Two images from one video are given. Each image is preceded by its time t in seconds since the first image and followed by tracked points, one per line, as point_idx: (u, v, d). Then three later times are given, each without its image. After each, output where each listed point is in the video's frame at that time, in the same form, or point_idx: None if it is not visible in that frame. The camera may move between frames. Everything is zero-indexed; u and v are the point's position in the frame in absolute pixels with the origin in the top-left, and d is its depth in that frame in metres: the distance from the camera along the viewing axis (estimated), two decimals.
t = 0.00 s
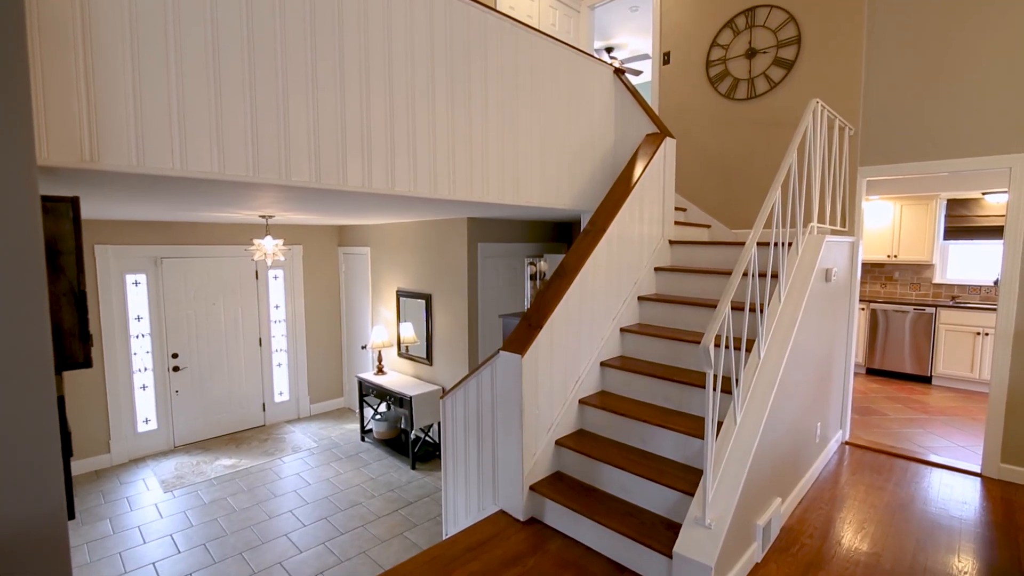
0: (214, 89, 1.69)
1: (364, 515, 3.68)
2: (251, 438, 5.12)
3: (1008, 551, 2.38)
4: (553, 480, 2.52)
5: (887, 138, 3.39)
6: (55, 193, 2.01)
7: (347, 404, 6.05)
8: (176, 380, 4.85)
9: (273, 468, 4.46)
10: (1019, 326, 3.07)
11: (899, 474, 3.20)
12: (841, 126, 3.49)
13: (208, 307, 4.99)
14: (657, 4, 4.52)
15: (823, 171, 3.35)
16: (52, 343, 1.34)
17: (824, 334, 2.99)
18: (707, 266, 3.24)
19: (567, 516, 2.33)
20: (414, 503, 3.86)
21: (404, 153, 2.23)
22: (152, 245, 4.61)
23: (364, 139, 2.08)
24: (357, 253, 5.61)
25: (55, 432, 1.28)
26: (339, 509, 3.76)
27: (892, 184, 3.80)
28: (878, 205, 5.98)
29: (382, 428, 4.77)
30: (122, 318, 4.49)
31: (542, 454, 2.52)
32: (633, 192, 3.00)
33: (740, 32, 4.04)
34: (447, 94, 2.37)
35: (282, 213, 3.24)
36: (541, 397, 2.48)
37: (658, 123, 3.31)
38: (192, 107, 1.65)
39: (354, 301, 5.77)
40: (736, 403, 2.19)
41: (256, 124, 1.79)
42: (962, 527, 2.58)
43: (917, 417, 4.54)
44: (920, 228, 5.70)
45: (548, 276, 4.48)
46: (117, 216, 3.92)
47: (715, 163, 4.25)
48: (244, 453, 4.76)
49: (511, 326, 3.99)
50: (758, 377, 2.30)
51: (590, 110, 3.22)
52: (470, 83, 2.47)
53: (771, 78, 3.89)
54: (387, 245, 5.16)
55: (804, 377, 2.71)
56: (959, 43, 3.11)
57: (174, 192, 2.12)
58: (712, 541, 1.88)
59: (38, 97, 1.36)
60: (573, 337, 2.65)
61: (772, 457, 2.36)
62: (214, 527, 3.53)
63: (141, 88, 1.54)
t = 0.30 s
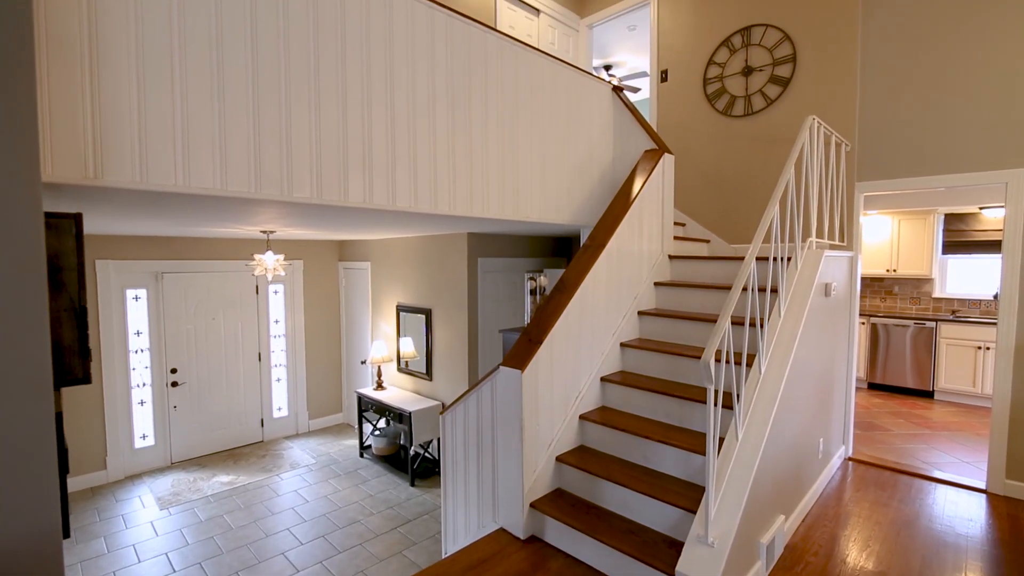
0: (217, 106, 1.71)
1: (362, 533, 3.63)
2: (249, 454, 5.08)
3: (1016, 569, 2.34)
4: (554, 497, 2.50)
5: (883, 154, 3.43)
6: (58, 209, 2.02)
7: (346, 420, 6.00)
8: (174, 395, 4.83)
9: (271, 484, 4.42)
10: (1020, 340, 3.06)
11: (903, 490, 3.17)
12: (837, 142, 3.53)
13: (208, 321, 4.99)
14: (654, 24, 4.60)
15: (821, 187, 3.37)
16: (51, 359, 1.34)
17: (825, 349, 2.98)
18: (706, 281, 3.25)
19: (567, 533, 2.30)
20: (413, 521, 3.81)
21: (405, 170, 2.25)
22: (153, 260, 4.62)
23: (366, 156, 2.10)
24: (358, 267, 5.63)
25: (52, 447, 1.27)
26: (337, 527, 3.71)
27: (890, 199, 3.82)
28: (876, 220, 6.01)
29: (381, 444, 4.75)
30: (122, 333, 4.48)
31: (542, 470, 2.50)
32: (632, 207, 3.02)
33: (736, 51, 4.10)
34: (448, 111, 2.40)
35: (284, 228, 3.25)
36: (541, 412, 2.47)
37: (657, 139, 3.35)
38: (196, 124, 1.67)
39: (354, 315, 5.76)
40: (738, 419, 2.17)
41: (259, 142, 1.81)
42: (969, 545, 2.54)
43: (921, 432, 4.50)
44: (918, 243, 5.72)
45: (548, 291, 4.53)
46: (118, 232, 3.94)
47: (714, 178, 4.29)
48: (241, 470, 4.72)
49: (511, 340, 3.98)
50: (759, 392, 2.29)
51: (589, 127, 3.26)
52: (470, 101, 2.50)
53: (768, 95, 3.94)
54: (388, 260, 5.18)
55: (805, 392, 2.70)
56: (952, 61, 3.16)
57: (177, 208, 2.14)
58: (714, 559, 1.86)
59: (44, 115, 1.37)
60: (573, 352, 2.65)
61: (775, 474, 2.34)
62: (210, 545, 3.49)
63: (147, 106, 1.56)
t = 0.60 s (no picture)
0: (221, 124, 1.73)
1: (361, 551, 3.58)
2: (246, 471, 5.03)
3: None
4: (555, 514, 2.47)
5: (880, 169, 3.46)
6: (60, 225, 2.03)
7: (345, 435, 5.96)
8: (173, 411, 4.80)
9: (268, 501, 4.37)
10: (1021, 354, 3.06)
11: (908, 507, 3.13)
12: (834, 157, 3.56)
13: (208, 336, 4.98)
14: (652, 42, 4.67)
15: (819, 202, 3.40)
16: (51, 374, 1.34)
17: (826, 364, 2.97)
18: (706, 295, 3.25)
19: (568, 552, 2.27)
20: (412, 538, 3.76)
21: (406, 186, 2.27)
22: (154, 274, 4.63)
23: (367, 172, 2.12)
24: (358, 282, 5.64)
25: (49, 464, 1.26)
26: (334, 545, 3.66)
27: (887, 214, 3.85)
28: (874, 234, 6.03)
29: (381, 460, 4.71)
30: (121, 348, 4.47)
31: (543, 487, 2.48)
32: (632, 222, 3.04)
33: (733, 68, 4.16)
34: (449, 128, 2.43)
35: (284, 243, 3.26)
36: (541, 428, 2.45)
37: (655, 155, 3.38)
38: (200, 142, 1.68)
39: (354, 330, 5.75)
40: (739, 434, 2.16)
41: (262, 159, 1.83)
42: (976, 563, 2.51)
43: (924, 447, 4.47)
44: (917, 257, 5.74)
45: (547, 306, 4.77)
46: (119, 247, 3.95)
47: (712, 193, 4.31)
48: (238, 486, 4.66)
49: (512, 355, 3.97)
50: (760, 408, 2.28)
51: (588, 143, 3.29)
52: (471, 118, 2.53)
53: (764, 112, 3.99)
54: (388, 275, 5.18)
55: (807, 407, 2.68)
56: (946, 78, 3.20)
57: (179, 223, 2.16)
58: None
59: (49, 132, 1.39)
60: (573, 367, 2.64)
61: (778, 491, 2.32)
62: (206, 564, 3.44)
63: (151, 124, 1.58)
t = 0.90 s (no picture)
0: (224, 141, 1.75)
1: (359, 570, 3.53)
2: (243, 487, 4.98)
3: None
4: (556, 531, 2.44)
5: (877, 184, 3.48)
6: (62, 241, 2.04)
7: (343, 451, 5.91)
8: (170, 426, 4.76)
9: (265, 518, 4.32)
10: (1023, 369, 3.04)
11: (913, 524, 3.10)
12: (832, 172, 3.58)
13: (207, 351, 4.97)
14: (650, 59, 4.74)
15: (817, 216, 3.41)
16: (49, 390, 1.33)
17: (827, 378, 2.96)
18: (706, 309, 3.25)
19: (570, 570, 2.24)
20: (410, 556, 3.70)
21: (406, 201, 2.28)
22: (154, 289, 4.63)
23: (368, 188, 2.14)
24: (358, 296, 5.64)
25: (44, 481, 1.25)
26: (332, 563, 3.60)
27: (886, 228, 3.86)
28: (873, 248, 6.06)
29: (380, 476, 4.62)
30: (119, 362, 4.45)
31: (543, 504, 2.45)
32: (632, 236, 3.05)
33: (730, 85, 4.21)
34: (449, 144, 2.46)
35: (285, 258, 3.27)
36: (541, 444, 2.43)
37: (654, 170, 3.40)
38: (202, 158, 1.70)
39: (353, 344, 5.73)
40: (741, 450, 2.15)
41: (264, 174, 1.84)
42: None
43: (928, 462, 4.43)
44: (916, 271, 5.76)
45: (548, 319, 4.70)
46: (120, 261, 3.95)
47: (711, 208, 4.34)
48: (235, 503, 4.61)
49: (512, 370, 3.96)
50: (762, 424, 2.27)
51: (587, 159, 3.32)
52: (471, 134, 2.56)
53: (762, 127, 4.03)
54: (388, 289, 5.19)
55: (809, 422, 2.67)
56: (941, 95, 3.25)
57: (181, 238, 2.17)
58: None
59: (54, 149, 1.40)
60: (573, 382, 2.63)
61: (781, 507, 2.29)
62: None
63: (155, 141, 1.60)
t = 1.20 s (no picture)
0: (227, 157, 1.76)
1: None
2: (240, 503, 4.92)
3: None
4: (557, 549, 2.40)
5: (875, 199, 3.50)
6: (63, 255, 2.04)
7: (342, 466, 5.85)
8: (168, 441, 4.73)
9: (262, 535, 4.26)
10: None
11: (918, 541, 3.06)
12: (830, 187, 3.61)
13: (206, 365, 4.95)
14: (648, 76, 4.81)
15: (815, 230, 3.43)
16: (47, 406, 1.33)
17: (829, 392, 2.94)
18: (707, 323, 3.25)
19: None
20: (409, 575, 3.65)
21: (407, 216, 2.30)
22: (154, 303, 4.63)
23: (369, 203, 2.15)
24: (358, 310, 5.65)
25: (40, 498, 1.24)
26: None
27: (884, 242, 3.88)
28: (873, 262, 6.08)
29: (379, 493, 4.59)
30: (118, 377, 4.43)
31: (544, 521, 2.42)
32: (631, 250, 3.06)
33: (727, 101, 4.27)
34: (449, 160, 2.48)
35: (285, 272, 3.28)
36: (542, 459, 2.41)
37: (653, 185, 3.43)
38: (205, 174, 1.71)
39: (353, 358, 5.72)
40: (744, 466, 2.12)
41: (265, 190, 1.86)
42: None
43: (932, 478, 4.38)
44: (915, 285, 5.77)
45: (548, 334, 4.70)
46: (121, 275, 3.96)
47: (710, 222, 4.36)
48: (232, 520, 4.55)
49: (512, 385, 3.94)
50: (764, 439, 2.25)
51: (587, 174, 3.35)
52: (471, 150, 2.58)
53: (759, 143, 4.07)
54: (388, 303, 5.19)
55: (811, 437, 2.65)
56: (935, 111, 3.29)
57: (181, 253, 2.17)
58: None
59: (58, 166, 1.41)
60: (574, 397, 2.62)
61: (784, 525, 2.26)
62: None
63: (159, 157, 1.61)
